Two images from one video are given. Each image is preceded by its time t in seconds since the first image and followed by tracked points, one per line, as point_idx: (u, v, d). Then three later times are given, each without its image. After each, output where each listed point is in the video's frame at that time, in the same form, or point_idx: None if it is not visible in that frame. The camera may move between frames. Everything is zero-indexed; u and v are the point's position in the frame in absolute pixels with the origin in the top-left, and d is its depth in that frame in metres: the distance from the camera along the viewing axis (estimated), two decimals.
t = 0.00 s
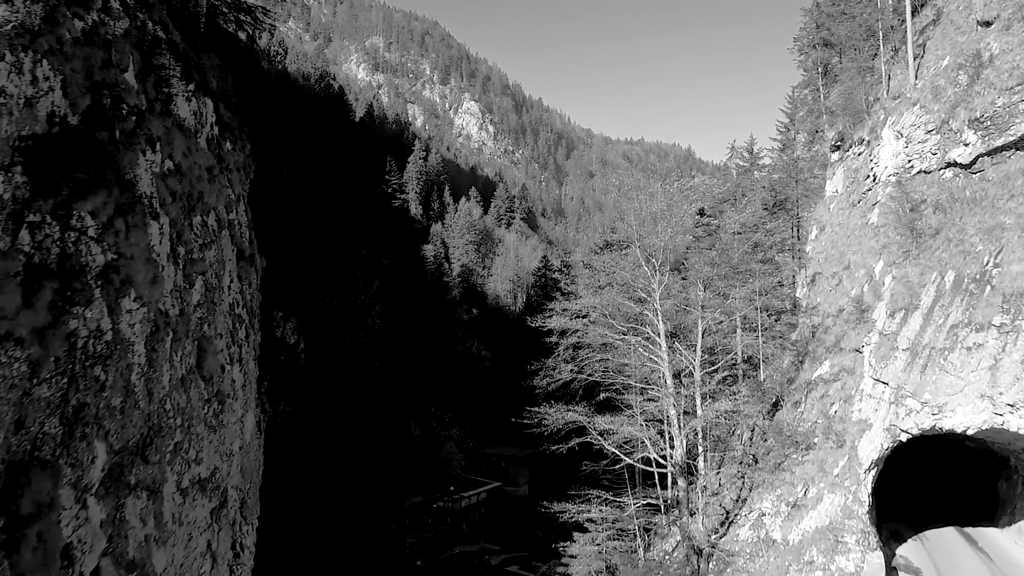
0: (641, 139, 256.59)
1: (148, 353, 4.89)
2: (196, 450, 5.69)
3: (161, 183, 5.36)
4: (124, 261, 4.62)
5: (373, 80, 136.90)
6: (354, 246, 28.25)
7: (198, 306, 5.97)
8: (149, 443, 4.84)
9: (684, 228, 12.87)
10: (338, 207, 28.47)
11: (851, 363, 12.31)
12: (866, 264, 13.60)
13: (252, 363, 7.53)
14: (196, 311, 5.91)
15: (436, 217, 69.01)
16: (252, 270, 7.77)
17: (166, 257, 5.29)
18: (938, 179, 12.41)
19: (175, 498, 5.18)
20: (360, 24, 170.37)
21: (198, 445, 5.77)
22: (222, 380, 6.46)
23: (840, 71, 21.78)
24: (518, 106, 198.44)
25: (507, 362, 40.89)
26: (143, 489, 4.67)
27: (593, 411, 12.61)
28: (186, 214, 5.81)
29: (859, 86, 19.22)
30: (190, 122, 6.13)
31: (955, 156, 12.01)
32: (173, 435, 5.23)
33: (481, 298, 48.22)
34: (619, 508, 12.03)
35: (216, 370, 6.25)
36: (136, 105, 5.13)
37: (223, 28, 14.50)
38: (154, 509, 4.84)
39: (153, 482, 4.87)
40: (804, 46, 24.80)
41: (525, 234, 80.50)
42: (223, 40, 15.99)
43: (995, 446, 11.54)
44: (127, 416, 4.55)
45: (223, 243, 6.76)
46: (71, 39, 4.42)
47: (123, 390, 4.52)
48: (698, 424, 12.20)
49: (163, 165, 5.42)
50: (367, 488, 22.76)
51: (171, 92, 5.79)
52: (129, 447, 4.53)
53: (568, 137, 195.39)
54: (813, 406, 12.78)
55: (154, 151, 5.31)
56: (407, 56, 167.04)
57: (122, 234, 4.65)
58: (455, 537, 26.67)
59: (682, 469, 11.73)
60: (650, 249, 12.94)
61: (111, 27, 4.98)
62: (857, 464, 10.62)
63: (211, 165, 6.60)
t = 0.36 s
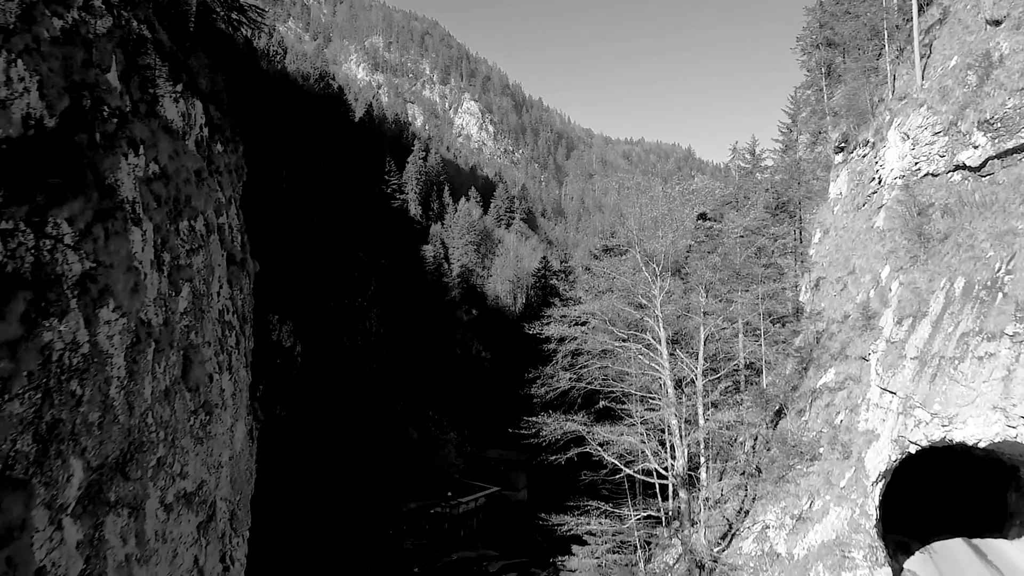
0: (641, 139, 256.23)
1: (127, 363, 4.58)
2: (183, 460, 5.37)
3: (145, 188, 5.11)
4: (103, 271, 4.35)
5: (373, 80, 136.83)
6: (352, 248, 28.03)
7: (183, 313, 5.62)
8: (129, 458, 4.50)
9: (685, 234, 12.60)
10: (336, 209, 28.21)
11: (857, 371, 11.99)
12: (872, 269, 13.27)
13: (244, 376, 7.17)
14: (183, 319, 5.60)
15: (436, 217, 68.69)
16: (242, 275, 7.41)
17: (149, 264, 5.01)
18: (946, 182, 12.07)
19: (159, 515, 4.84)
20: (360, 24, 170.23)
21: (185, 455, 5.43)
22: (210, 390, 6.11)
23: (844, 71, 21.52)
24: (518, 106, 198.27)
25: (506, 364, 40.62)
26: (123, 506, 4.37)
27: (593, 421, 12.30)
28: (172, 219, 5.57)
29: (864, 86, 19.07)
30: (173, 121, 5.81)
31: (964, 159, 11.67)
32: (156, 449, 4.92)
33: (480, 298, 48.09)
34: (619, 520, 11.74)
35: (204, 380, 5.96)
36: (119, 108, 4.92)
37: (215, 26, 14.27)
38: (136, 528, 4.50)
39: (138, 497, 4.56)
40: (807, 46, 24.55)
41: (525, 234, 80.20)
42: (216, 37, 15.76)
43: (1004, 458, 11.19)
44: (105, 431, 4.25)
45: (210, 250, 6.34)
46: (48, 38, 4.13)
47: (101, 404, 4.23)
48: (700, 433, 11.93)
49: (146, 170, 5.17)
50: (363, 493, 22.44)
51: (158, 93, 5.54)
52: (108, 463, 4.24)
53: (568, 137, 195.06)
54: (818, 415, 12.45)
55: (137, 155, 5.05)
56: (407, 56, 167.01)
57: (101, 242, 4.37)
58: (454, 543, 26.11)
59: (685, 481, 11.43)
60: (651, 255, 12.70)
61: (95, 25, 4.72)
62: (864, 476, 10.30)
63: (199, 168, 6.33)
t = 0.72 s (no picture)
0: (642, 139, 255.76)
1: (106, 375, 3.85)
2: (168, 475, 4.55)
3: (127, 193, 4.30)
4: (79, 278, 3.66)
5: (373, 80, 136.72)
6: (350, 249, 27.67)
7: (172, 322, 4.79)
8: (108, 476, 3.78)
9: (687, 238, 12.30)
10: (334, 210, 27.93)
11: (863, 380, 11.68)
12: (878, 274, 12.97)
13: (236, 387, 6.20)
14: (167, 329, 4.73)
15: (436, 218, 68.49)
16: (235, 281, 6.42)
17: (131, 269, 4.22)
18: (954, 186, 11.75)
19: (141, 534, 4.05)
20: (360, 24, 170.06)
21: (170, 470, 4.59)
22: (197, 401, 5.18)
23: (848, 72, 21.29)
24: (518, 106, 198.07)
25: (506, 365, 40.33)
26: (102, 525, 3.66)
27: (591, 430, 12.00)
28: (157, 224, 4.70)
29: (869, 86, 18.90)
30: (164, 125, 5.00)
31: (973, 162, 11.35)
32: (137, 465, 4.10)
33: (480, 299, 47.84)
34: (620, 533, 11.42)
35: (192, 392, 5.07)
36: (99, 110, 4.14)
37: (206, 23, 13.96)
38: (116, 548, 3.78)
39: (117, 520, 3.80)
40: (811, 47, 24.32)
41: (525, 235, 79.96)
42: (207, 33, 15.42)
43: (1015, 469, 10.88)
44: (81, 447, 3.54)
45: (202, 255, 5.51)
46: (25, 36, 3.49)
47: (77, 419, 3.54)
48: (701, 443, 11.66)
49: (130, 172, 4.37)
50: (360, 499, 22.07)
51: (142, 94, 4.70)
52: (85, 481, 3.54)
53: (568, 137, 194.99)
54: (823, 425, 12.15)
55: (117, 158, 4.25)
56: (407, 55, 166.84)
57: (78, 249, 3.69)
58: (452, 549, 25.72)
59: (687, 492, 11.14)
60: (652, 260, 12.40)
61: (73, 24, 3.94)
62: (872, 489, 9.99)
63: (188, 172, 5.41)
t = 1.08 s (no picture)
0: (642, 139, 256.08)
1: (83, 392, 3.14)
2: (151, 491, 3.76)
3: (108, 200, 3.48)
4: (53, 290, 2.97)
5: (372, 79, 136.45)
6: (348, 251, 27.40)
7: (157, 331, 3.95)
8: (85, 495, 3.11)
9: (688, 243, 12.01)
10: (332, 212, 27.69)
11: (869, 389, 11.39)
12: (885, 280, 12.68)
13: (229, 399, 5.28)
14: (152, 338, 3.89)
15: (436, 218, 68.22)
16: (226, 286, 5.43)
17: (112, 281, 3.45)
18: (963, 190, 11.44)
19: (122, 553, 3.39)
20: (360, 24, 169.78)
21: (154, 484, 3.81)
22: (183, 411, 4.27)
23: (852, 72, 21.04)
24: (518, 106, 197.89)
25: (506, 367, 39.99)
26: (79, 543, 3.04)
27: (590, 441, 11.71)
28: (141, 231, 3.83)
29: (873, 87, 18.61)
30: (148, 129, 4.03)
31: (983, 165, 11.02)
32: (116, 483, 3.38)
33: (480, 301, 47.55)
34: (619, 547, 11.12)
35: (177, 404, 4.15)
36: (79, 112, 3.33)
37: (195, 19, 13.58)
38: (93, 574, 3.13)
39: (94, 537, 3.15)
40: (814, 47, 24.07)
41: (525, 235, 79.77)
42: (199, 31, 15.14)
43: None
44: (55, 465, 2.91)
45: (188, 261, 4.50)
46: None
47: (49, 436, 2.87)
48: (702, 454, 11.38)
49: (112, 176, 3.54)
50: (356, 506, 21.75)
51: (127, 94, 3.78)
52: (59, 501, 2.93)
53: (567, 137, 195.85)
54: (828, 434, 11.87)
55: (99, 163, 3.43)
56: (406, 55, 166.60)
57: (52, 261, 2.98)
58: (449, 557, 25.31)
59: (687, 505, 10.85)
60: (653, 265, 12.09)
61: (50, 22, 3.16)
62: (880, 503, 9.70)
63: (176, 176, 4.39)
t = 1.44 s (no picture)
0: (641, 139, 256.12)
1: (57, 408, 3.02)
2: (134, 505, 3.63)
3: (89, 206, 3.46)
4: (28, 301, 2.91)
5: (372, 79, 136.09)
6: (346, 253, 27.13)
7: (139, 341, 3.86)
8: (59, 517, 2.96)
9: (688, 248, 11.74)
10: (329, 213, 27.40)
11: (876, 399, 11.09)
12: (891, 286, 12.39)
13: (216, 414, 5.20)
14: (134, 347, 3.82)
15: (435, 218, 67.96)
16: (216, 293, 5.37)
17: (92, 292, 3.38)
18: (972, 193, 11.12)
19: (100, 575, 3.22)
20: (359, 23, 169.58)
21: (136, 500, 3.67)
22: (168, 423, 4.19)
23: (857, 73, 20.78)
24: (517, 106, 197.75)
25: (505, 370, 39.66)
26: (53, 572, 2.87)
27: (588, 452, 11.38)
28: (124, 237, 3.80)
29: (878, 87, 18.36)
30: (134, 131, 4.11)
31: (992, 168, 10.70)
32: (94, 501, 3.24)
33: (480, 301, 47.33)
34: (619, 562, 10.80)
35: (161, 414, 4.08)
36: (56, 114, 3.29)
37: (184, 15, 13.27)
38: None
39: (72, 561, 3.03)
40: (817, 47, 23.81)
41: (525, 236, 79.55)
42: (192, 29, 14.89)
43: None
44: (29, 485, 2.77)
45: (174, 266, 4.46)
46: None
47: (20, 457, 2.73)
48: (707, 466, 10.99)
49: (92, 182, 3.51)
50: (352, 513, 21.46)
51: (110, 96, 3.82)
52: (32, 523, 2.78)
53: (566, 137, 196.03)
54: (834, 444, 11.61)
55: (77, 167, 3.39)
56: (406, 55, 166.40)
57: (27, 268, 2.93)
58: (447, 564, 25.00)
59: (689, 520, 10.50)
60: (654, 271, 11.79)
61: (26, 19, 3.17)
62: (888, 518, 9.40)
63: (161, 180, 4.43)
